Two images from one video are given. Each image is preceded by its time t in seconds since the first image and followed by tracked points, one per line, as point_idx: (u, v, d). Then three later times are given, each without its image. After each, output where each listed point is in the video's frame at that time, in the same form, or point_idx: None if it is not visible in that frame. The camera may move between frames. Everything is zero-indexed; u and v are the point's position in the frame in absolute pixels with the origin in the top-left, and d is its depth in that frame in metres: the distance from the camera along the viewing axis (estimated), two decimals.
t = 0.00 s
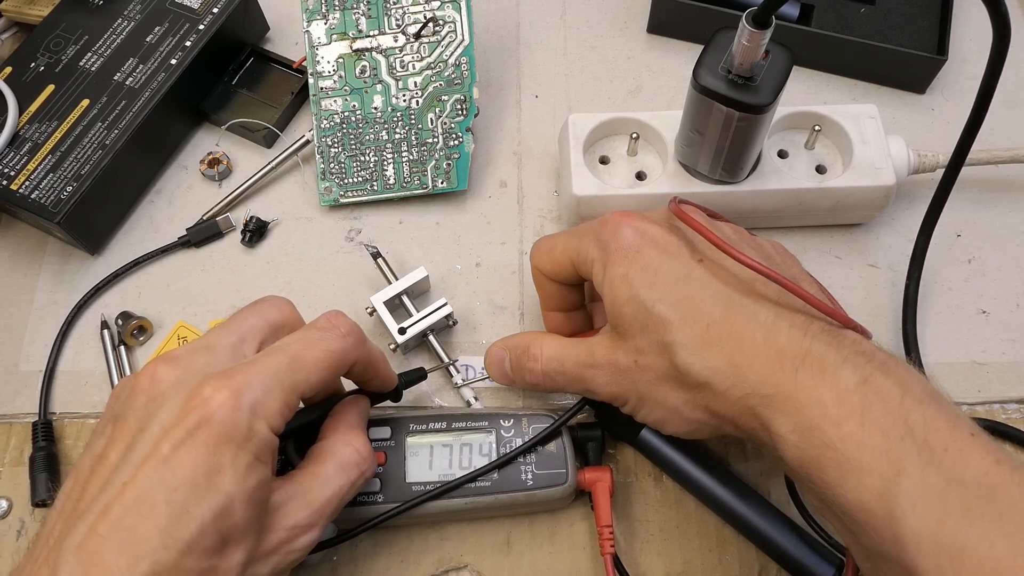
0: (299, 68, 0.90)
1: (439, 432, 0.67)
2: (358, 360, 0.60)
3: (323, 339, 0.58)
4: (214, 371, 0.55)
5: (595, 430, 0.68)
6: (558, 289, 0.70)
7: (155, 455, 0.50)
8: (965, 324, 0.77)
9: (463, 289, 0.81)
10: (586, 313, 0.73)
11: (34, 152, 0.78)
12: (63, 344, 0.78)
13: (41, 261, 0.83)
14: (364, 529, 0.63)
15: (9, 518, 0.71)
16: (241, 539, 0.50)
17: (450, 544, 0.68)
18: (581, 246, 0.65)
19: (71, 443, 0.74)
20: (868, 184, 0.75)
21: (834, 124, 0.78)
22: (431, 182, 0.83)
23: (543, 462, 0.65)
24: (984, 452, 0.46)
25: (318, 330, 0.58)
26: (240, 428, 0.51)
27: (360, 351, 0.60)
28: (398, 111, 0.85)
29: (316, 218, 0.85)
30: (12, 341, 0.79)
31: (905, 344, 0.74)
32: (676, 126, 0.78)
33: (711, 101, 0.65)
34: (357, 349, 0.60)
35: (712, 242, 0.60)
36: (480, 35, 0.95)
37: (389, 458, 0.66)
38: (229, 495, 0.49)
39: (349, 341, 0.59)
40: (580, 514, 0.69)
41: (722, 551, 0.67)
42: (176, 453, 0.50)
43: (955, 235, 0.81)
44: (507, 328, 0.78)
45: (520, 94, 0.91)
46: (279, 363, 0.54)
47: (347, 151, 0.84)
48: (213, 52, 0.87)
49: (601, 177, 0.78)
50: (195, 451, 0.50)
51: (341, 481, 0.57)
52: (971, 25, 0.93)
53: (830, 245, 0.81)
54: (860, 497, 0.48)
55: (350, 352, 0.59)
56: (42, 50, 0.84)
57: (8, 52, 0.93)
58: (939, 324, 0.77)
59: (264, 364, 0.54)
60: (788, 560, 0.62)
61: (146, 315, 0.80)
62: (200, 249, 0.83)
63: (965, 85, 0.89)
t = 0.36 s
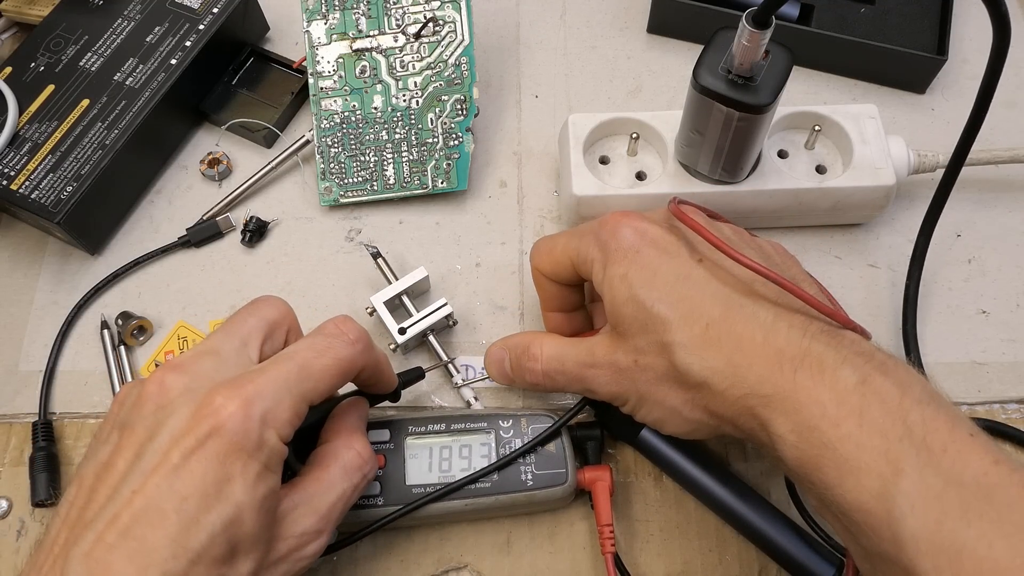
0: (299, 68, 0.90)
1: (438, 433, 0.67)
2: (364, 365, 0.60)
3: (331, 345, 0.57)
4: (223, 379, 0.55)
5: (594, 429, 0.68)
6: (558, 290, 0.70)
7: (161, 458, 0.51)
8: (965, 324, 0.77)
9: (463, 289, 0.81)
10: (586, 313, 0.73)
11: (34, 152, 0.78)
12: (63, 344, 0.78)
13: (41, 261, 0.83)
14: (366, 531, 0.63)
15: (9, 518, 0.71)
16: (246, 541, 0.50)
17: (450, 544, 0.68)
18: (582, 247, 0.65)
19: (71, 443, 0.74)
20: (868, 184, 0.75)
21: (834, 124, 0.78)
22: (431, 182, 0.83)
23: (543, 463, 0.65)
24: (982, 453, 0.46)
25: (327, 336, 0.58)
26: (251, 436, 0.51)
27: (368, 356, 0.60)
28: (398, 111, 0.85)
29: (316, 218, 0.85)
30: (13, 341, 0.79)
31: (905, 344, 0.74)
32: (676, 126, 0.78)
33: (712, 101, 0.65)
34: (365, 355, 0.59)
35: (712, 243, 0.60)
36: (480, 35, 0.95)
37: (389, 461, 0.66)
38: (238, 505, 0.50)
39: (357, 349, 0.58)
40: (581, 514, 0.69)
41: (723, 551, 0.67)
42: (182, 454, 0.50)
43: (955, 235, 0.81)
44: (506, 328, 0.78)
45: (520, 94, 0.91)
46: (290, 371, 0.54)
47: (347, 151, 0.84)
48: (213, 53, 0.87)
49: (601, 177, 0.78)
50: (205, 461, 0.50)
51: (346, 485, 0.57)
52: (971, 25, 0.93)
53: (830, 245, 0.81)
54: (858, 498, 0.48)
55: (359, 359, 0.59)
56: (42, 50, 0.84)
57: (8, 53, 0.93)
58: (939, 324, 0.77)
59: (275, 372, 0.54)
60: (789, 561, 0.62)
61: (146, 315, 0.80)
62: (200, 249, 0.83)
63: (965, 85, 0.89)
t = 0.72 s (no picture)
0: (299, 68, 0.90)
1: (438, 434, 0.67)
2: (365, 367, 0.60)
3: (332, 348, 0.57)
4: (226, 381, 0.55)
5: (593, 429, 0.68)
6: (558, 290, 0.70)
7: (164, 459, 0.51)
8: (965, 324, 0.77)
9: (463, 289, 0.81)
10: (586, 313, 0.73)
11: (34, 152, 0.78)
12: (63, 344, 0.78)
13: (41, 261, 0.83)
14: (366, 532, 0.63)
15: (9, 518, 0.71)
16: (246, 541, 0.50)
17: (450, 544, 0.68)
18: (582, 247, 0.65)
19: (71, 443, 0.74)
20: (868, 184, 0.75)
21: (834, 124, 0.78)
22: (431, 182, 0.83)
23: (543, 464, 0.65)
24: (981, 453, 0.46)
25: (329, 338, 0.57)
26: (253, 436, 0.51)
27: (370, 358, 0.60)
28: (398, 111, 0.85)
29: (316, 218, 0.85)
30: (13, 341, 0.79)
31: (905, 344, 0.74)
32: (676, 126, 0.78)
33: (712, 101, 0.65)
34: (367, 357, 0.59)
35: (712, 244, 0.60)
36: (480, 35, 0.95)
37: (389, 462, 0.66)
38: (238, 505, 0.50)
39: (359, 351, 0.58)
40: (581, 513, 0.69)
41: (723, 551, 0.67)
42: (182, 455, 0.50)
43: (955, 235, 0.81)
44: (506, 328, 0.78)
45: (520, 94, 0.91)
46: (292, 373, 0.54)
47: (347, 151, 0.84)
48: (213, 53, 0.87)
49: (601, 177, 0.78)
50: (207, 462, 0.50)
51: (346, 487, 0.57)
52: (972, 25, 0.93)
53: (830, 245, 0.81)
54: (856, 498, 0.48)
55: (360, 360, 0.58)
56: (42, 50, 0.84)
57: (8, 53, 0.93)
58: (939, 324, 0.77)
59: (275, 375, 0.54)
60: (789, 561, 0.62)
61: (146, 315, 0.80)
62: (200, 249, 0.83)
63: (965, 85, 0.89)
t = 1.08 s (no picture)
0: (299, 68, 0.90)
1: (438, 438, 0.67)
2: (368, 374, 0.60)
3: (335, 355, 0.57)
4: (224, 382, 0.55)
5: (594, 431, 0.68)
6: (557, 291, 0.70)
7: (165, 465, 0.51)
8: (965, 324, 0.77)
9: (463, 289, 0.81)
10: (586, 313, 0.73)
11: (34, 152, 0.78)
12: (63, 344, 0.78)
13: (41, 261, 0.83)
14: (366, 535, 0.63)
15: (9, 518, 0.71)
16: (246, 548, 0.51)
17: (450, 544, 0.68)
18: (581, 248, 0.65)
19: (71, 443, 0.74)
20: (868, 184, 0.75)
21: (834, 124, 0.78)
22: (431, 182, 0.83)
23: (543, 468, 0.65)
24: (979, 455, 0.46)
25: (332, 346, 0.58)
26: (255, 445, 0.51)
27: (372, 365, 0.60)
28: (398, 111, 0.85)
29: (316, 218, 0.85)
30: (13, 341, 0.79)
31: (905, 343, 0.74)
32: (676, 126, 0.79)
33: (712, 101, 0.65)
34: (370, 365, 0.60)
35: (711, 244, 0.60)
36: (480, 35, 0.95)
37: (389, 466, 0.66)
38: (236, 507, 0.50)
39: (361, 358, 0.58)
40: (580, 514, 0.69)
41: (723, 551, 0.67)
42: (179, 457, 0.50)
43: (955, 235, 0.81)
44: (506, 328, 0.78)
45: (521, 94, 0.91)
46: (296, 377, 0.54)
47: (347, 151, 0.84)
48: (213, 53, 0.87)
49: (601, 177, 0.78)
50: (210, 467, 0.50)
51: (345, 495, 0.57)
52: (971, 25, 0.93)
53: (830, 245, 0.81)
54: (853, 500, 0.48)
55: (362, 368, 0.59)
56: (42, 50, 0.84)
57: (8, 52, 0.93)
58: (939, 324, 0.77)
59: (278, 383, 0.54)
60: (789, 561, 0.62)
61: (146, 315, 0.80)
62: (200, 249, 0.83)
63: (965, 85, 0.89)
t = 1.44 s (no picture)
0: (299, 68, 0.90)
1: (438, 440, 0.67)
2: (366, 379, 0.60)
3: (332, 360, 0.57)
4: (221, 384, 0.55)
5: (594, 432, 0.68)
6: (556, 292, 0.70)
7: (162, 467, 0.50)
8: (965, 324, 0.77)
9: (463, 289, 0.81)
10: (585, 313, 0.73)
11: (34, 152, 0.78)
12: (63, 343, 0.78)
13: (41, 261, 0.83)
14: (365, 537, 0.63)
15: (9, 518, 0.71)
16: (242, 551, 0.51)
17: (450, 544, 0.68)
18: (579, 250, 0.65)
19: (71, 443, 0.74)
20: (868, 184, 0.75)
21: (834, 124, 0.78)
22: (431, 182, 0.83)
23: (543, 471, 0.65)
24: (976, 458, 0.46)
25: (329, 351, 0.57)
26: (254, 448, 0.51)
27: (370, 370, 0.60)
28: (398, 111, 0.85)
29: (316, 218, 0.85)
30: (13, 341, 0.79)
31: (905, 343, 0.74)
32: (676, 126, 0.79)
33: (712, 102, 0.65)
34: (367, 370, 0.59)
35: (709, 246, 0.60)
36: (480, 35, 0.95)
37: (388, 469, 0.66)
38: (231, 510, 0.50)
39: (358, 363, 0.58)
40: (580, 514, 0.69)
41: (723, 551, 0.67)
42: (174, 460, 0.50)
43: (955, 235, 0.81)
44: (506, 328, 0.78)
45: (521, 94, 0.91)
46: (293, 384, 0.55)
47: (347, 151, 0.84)
48: (213, 53, 0.87)
49: (601, 177, 0.78)
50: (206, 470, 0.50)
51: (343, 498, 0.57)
52: (972, 25, 0.93)
53: (830, 245, 0.81)
54: (849, 504, 0.48)
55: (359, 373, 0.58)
56: (42, 50, 0.84)
57: (8, 52, 0.93)
58: (939, 324, 0.77)
59: (277, 394, 0.54)
60: (790, 561, 0.62)
61: (146, 315, 0.80)
62: (200, 249, 0.83)
63: (965, 85, 0.89)
